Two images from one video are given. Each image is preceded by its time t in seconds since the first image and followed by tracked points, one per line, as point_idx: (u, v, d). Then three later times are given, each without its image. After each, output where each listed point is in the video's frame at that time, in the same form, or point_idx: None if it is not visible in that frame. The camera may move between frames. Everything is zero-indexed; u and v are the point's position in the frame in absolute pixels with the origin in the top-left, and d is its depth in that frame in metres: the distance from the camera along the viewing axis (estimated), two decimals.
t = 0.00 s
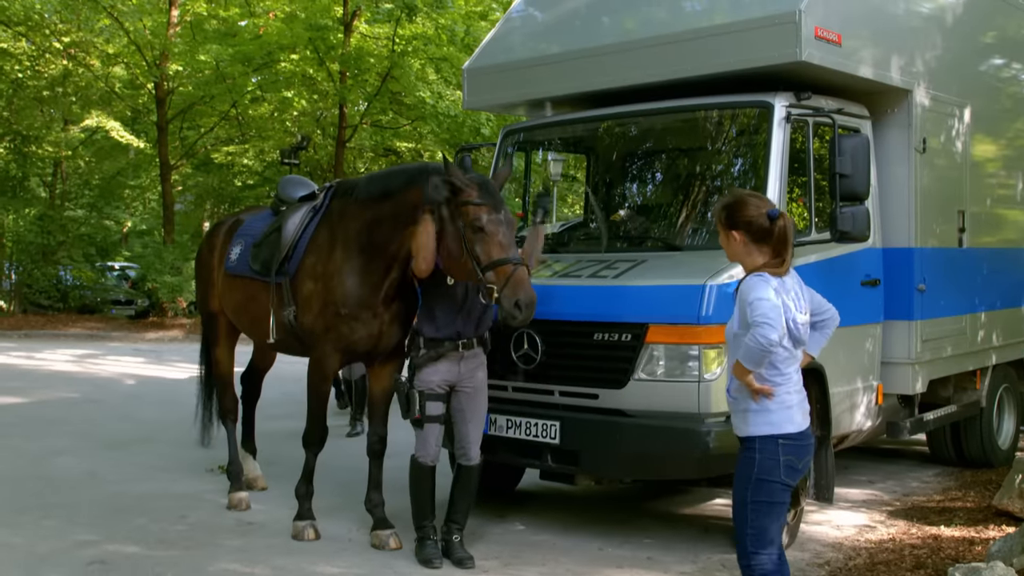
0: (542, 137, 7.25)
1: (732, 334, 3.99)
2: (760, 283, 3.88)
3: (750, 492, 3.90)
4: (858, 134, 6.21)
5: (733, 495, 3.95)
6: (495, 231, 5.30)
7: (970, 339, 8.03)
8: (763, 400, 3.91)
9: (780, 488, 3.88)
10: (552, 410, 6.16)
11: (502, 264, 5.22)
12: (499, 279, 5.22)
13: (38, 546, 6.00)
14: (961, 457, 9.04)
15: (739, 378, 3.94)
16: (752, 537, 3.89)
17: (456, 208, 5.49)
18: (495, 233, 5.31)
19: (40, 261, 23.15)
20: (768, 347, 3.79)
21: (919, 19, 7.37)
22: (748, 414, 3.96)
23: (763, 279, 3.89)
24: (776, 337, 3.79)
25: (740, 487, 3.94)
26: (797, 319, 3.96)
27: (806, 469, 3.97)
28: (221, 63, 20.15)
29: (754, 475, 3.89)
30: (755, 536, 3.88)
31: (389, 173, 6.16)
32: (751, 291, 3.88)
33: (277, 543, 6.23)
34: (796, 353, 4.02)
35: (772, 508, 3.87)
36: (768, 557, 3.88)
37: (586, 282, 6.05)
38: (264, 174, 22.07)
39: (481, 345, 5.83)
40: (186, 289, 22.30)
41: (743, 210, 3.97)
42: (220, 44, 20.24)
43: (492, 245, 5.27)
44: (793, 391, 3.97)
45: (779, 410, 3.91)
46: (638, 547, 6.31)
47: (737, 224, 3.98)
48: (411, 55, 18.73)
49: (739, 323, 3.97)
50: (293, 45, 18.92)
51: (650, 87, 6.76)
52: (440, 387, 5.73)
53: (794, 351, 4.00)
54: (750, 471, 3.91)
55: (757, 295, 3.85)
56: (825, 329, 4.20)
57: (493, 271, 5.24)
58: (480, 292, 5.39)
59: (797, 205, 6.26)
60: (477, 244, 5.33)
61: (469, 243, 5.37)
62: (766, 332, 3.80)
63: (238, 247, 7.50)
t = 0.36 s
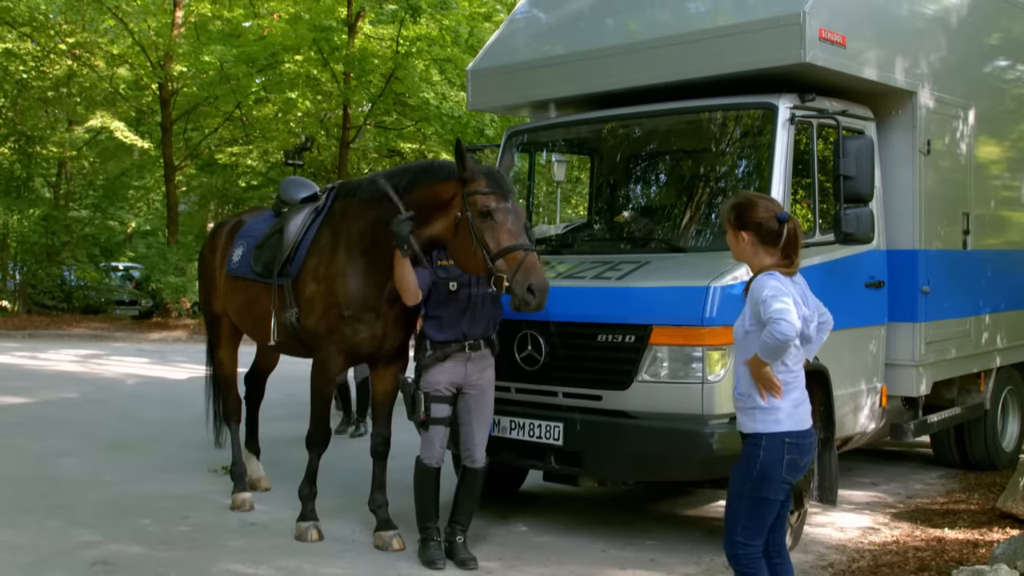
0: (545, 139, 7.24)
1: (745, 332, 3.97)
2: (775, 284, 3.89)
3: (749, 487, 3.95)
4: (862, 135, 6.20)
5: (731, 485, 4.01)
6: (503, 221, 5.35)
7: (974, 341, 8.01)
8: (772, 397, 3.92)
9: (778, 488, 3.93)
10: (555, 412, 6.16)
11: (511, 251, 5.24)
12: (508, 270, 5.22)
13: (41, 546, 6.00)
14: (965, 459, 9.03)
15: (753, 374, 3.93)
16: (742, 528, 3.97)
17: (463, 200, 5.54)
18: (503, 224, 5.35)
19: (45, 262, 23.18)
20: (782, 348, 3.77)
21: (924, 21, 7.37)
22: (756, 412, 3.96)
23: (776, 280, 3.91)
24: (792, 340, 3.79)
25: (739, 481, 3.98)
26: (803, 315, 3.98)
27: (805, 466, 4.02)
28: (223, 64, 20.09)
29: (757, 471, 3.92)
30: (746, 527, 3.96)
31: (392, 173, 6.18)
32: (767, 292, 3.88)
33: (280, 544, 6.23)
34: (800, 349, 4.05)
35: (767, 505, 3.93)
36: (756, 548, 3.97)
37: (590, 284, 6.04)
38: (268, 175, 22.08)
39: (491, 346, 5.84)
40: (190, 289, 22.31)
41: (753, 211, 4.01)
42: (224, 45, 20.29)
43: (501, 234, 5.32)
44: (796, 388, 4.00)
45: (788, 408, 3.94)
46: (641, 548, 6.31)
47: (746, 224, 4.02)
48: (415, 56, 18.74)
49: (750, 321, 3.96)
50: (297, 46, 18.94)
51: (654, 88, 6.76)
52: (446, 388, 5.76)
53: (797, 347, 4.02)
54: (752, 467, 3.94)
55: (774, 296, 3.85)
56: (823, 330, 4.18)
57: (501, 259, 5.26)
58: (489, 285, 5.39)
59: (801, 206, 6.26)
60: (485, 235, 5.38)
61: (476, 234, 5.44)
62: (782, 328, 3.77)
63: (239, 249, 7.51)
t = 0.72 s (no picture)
0: (546, 140, 7.25)
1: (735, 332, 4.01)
2: (765, 283, 3.91)
3: (750, 490, 3.96)
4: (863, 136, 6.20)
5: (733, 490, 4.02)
6: (502, 221, 5.35)
7: (975, 342, 8.01)
8: (763, 397, 3.95)
9: (778, 486, 3.93)
10: (556, 413, 6.16)
11: (509, 253, 5.23)
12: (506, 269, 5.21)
13: (42, 549, 6.00)
14: (966, 459, 9.02)
15: (742, 374, 3.96)
16: (754, 531, 3.97)
17: (463, 200, 5.55)
18: (502, 224, 5.35)
19: (45, 264, 23.19)
20: (770, 346, 3.79)
21: (925, 21, 7.37)
22: (747, 412, 3.99)
23: (766, 278, 3.93)
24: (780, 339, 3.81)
25: (740, 486, 3.99)
26: (793, 315, 4.00)
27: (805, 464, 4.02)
28: (224, 66, 20.18)
29: (754, 473, 3.93)
30: (758, 529, 3.97)
31: (393, 175, 6.19)
32: (757, 290, 3.91)
33: (281, 545, 6.23)
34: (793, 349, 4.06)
35: (770, 505, 3.94)
36: (772, 548, 3.98)
37: (591, 286, 6.04)
38: (269, 177, 22.09)
39: (501, 351, 5.76)
40: (192, 291, 22.11)
41: (748, 210, 4.02)
42: (224, 48, 20.31)
43: (500, 235, 5.32)
44: (789, 387, 4.02)
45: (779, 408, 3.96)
46: (642, 549, 6.31)
47: (742, 224, 4.03)
48: (416, 58, 18.74)
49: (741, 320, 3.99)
50: (298, 48, 18.93)
51: (655, 90, 6.76)
52: (452, 390, 5.76)
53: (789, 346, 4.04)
54: (749, 468, 3.95)
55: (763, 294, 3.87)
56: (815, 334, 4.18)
57: (500, 260, 5.25)
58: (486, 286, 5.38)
59: (801, 207, 6.26)
60: (484, 235, 5.37)
61: (475, 234, 5.42)
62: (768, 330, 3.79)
63: (239, 252, 7.51)
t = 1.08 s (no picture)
0: (546, 135, 7.22)
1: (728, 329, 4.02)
2: (756, 280, 3.92)
3: (748, 483, 3.94)
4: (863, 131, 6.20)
5: (729, 487, 4.00)
6: (502, 216, 5.35)
7: (976, 336, 8.01)
8: (759, 394, 3.95)
9: (775, 479, 3.92)
10: (557, 408, 6.16)
11: (508, 248, 5.23)
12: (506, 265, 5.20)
13: (44, 545, 6.00)
14: (966, 454, 9.02)
15: (736, 372, 3.97)
16: (753, 526, 3.94)
17: (464, 194, 5.55)
18: (503, 219, 5.35)
19: (46, 261, 23.17)
20: (761, 343, 3.79)
21: (925, 16, 7.37)
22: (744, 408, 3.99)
23: (757, 275, 3.94)
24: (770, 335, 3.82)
25: (737, 480, 3.98)
26: (786, 312, 4.00)
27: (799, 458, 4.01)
28: (224, 62, 20.16)
29: (750, 466, 3.92)
30: (757, 523, 3.94)
31: (391, 170, 6.20)
32: (747, 288, 3.91)
33: (282, 541, 6.24)
34: (789, 346, 4.06)
35: (769, 498, 3.92)
36: (772, 544, 3.94)
37: (592, 281, 6.03)
38: (268, 173, 22.09)
39: (538, 351, 5.62)
40: (193, 288, 22.16)
41: (740, 207, 4.02)
42: (224, 44, 20.30)
43: (499, 230, 5.32)
44: (785, 382, 4.01)
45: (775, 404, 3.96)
46: (643, 545, 6.31)
47: (734, 221, 4.03)
48: (416, 54, 18.74)
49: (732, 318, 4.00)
50: (297, 44, 18.93)
51: (655, 85, 6.75)
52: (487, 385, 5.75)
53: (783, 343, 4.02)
54: (745, 462, 3.95)
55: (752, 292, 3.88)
56: (814, 328, 4.28)
57: (499, 255, 5.25)
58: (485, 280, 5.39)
59: (802, 202, 6.23)
60: (484, 230, 5.37)
61: (475, 229, 5.43)
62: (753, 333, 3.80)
63: (237, 248, 7.51)
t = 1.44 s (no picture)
0: (542, 134, 7.21)
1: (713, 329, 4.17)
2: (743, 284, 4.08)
3: (732, 476, 4.11)
4: (860, 130, 6.21)
5: (713, 480, 4.16)
6: (499, 218, 5.35)
7: (972, 335, 8.02)
8: (740, 392, 4.09)
9: (758, 471, 4.10)
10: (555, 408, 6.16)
11: (504, 250, 5.24)
12: (501, 267, 5.22)
13: (41, 546, 6.00)
14: (963, 453, 9.04)
15: (719, 370, 4.11)
16: (738, 516, 4.12)
17: (461, 195, 5.55)
18: (500, 221, 5.35)
19: (42, 261, 23.13)
20: (746, 343, 3.94)
21: (921, 15, 7.38)
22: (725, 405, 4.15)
23: (743, 279, 4.10)
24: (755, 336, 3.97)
25: (722, 473, 4.15)
26: (770, 315, 4.15)
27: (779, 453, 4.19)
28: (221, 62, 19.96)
29: (734, 460, 4.09)
30: (741, 514, 4.11)
31: (386, 169, 6.19)
32: (734, 291, 4.06)
33: (279, 541, 6.24)
34: (769, 347, 4.22)
35: (753, 490, 4.09)
36: (756, 534, 4.11)
37: (588, 279, 6.01)
38: (265, 173, 22.08)
39: (540, 349, 5.62)
40: (188, 288, 22.19)
41: (728, 213, 4.20)
42: (220, 44, 20.28)
43: (495, 231, 5.32)
44: (766, 381, 4.17)
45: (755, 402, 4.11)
46: (641, 544, 6.31)
47: (722, 226, 4.22)
48: (412, 53, 18.75)
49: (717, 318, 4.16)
50: (294, 44, 18.92)
51: (651, 85, 6.76)
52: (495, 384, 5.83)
53: (765, 345, 4.18)
54: (729, 455, 4.11)
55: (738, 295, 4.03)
56: (792, 330, 4.30)
57: (496, 257, 5.25)
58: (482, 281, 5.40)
59: (799, 200, 6.25)
60: (481, 232, 5.38)
61: (472, 230, 5.44)
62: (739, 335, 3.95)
63: (234, 248, 7.51)
